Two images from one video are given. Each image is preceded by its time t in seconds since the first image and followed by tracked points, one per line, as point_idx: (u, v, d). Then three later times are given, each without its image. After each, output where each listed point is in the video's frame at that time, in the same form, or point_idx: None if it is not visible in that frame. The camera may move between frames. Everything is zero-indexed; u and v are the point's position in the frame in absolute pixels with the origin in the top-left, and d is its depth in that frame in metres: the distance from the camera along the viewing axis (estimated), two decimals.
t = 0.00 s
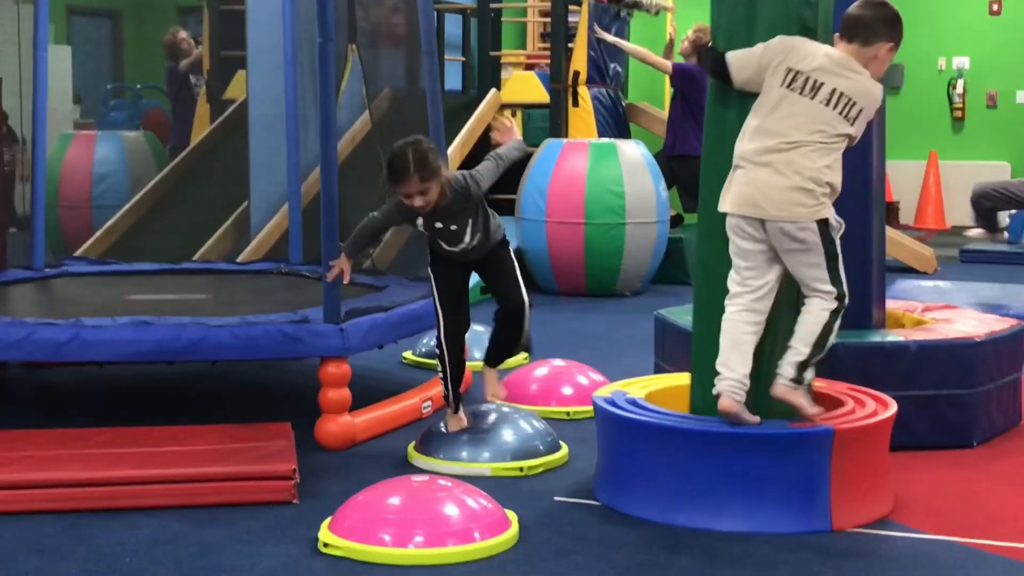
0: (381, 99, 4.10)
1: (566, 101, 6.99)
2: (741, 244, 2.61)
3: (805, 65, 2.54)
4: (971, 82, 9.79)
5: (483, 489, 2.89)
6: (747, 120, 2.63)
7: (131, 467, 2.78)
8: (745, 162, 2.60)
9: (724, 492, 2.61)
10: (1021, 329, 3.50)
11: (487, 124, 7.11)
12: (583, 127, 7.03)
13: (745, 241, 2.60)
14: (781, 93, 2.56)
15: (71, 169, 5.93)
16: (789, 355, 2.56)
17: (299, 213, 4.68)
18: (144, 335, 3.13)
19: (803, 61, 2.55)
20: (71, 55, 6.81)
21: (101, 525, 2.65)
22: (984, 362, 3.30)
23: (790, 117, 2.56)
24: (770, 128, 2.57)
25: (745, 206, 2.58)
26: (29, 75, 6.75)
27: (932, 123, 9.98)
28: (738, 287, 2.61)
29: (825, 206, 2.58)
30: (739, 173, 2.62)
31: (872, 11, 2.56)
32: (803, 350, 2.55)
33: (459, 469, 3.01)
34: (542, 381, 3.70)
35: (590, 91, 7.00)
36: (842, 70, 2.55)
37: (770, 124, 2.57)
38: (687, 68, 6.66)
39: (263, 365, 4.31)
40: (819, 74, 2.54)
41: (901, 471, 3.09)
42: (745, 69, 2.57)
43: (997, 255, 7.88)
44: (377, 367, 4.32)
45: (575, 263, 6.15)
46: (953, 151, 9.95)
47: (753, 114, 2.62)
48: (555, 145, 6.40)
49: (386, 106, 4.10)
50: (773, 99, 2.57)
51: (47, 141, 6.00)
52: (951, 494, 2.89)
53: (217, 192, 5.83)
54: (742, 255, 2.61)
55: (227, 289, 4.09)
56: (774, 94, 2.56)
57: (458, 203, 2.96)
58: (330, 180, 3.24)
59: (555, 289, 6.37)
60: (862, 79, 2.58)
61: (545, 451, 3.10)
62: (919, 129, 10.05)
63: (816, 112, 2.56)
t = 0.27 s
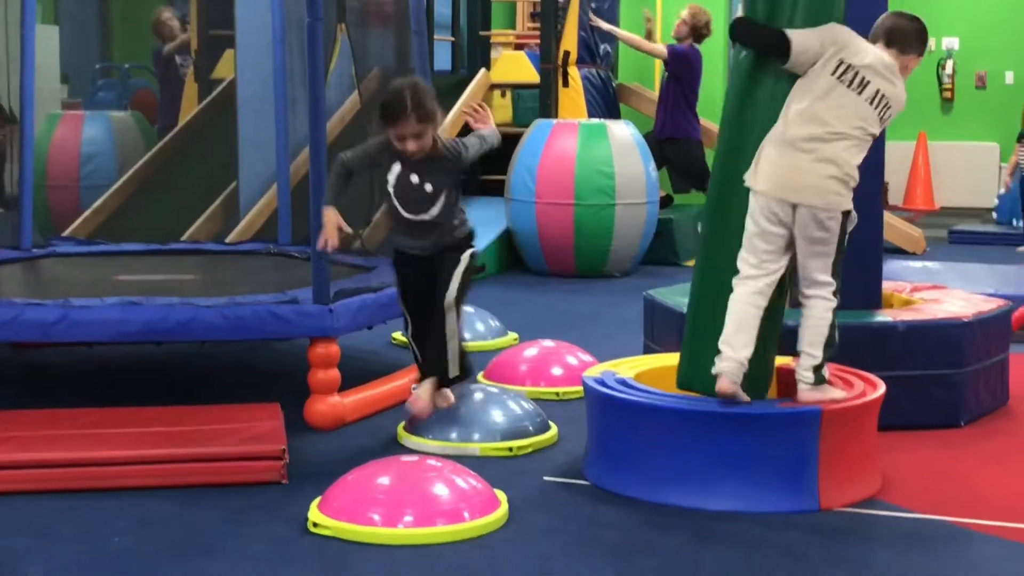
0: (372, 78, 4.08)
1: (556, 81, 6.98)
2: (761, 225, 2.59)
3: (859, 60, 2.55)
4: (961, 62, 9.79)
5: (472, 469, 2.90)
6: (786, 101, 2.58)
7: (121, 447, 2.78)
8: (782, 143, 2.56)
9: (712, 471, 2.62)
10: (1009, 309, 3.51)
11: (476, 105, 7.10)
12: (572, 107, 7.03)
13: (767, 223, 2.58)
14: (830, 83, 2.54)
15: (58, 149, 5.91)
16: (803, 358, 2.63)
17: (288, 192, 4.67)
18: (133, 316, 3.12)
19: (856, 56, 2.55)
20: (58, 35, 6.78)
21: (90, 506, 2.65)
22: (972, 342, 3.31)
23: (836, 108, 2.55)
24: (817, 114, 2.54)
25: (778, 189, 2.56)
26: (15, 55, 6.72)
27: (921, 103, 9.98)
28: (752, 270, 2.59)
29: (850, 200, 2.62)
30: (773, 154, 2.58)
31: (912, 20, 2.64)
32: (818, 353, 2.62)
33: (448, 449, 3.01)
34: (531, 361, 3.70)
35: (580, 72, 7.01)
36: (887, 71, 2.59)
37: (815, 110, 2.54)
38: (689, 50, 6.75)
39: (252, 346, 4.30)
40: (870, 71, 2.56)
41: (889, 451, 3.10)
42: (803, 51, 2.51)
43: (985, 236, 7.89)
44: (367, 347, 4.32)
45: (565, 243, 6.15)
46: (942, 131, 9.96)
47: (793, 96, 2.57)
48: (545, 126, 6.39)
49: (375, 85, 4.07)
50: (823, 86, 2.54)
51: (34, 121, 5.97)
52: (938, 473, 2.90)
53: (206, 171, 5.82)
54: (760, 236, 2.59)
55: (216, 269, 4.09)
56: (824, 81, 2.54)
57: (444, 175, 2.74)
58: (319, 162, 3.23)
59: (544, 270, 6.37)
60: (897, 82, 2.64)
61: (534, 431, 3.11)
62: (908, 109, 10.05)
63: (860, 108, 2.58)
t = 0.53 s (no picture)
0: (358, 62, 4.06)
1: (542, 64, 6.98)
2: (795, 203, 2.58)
3: (867, 30, 2.60)
4: (947, 45, 9.79)
5: (459, 452, 2.91)
6: (803, 79, 2.58)
7: (108, 430, 2.78)
8: (807, 119, 2.56)
9: (699, 454, 2.63)
10: (993, 292, 3.52)
11: (462, 87, 7.10)
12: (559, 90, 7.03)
13: (803, 201, 2.57)
14: (846, 55, 2.57)
15: (44, 132, 5.88)
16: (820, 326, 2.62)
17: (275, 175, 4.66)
18: (120, 299, 3.12)
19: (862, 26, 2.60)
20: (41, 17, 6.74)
21: (78, 488, 2.65)
22: (956, 324, 3.33)
23: (854, 78, 2.59)
24: (839, 87, 2.57)
25: (813, 164, 2.56)
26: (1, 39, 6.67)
27: (907, 86, 9.98)
28: (795, 248, 2.59)
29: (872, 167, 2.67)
30: (800, 130, 2.57)
31: None
32: (824, 326, 2.59)
33: (435, 432, 3.01)
34: (518, 344, 3.70)
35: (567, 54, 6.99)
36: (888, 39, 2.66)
37: (837, 82, 2.57)
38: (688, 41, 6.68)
39: (239, 329, 4.30)
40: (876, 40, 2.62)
41: (874, 432, 3.11)
42: (822, 26, 2.53)
43: (970, 218, 7.91)
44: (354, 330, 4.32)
45: (551, 226, 6.15)
46: (928, 113, 9.98)
47: (806, 72, 2.58)
48: (532, 108, 6.38)
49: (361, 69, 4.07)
50: (840, 59, 2.57)
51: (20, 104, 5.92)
52: (923, 454, 2.92)
53: (192, 154, 5.82)
54: (794, 214, 2.58)
55: (204, 253, 4.08)
56: (841, 54, 2.57)
57: (416, 187, 2.58)
58: (304, 147, 3.22)
59: (531, 253, 6.37)
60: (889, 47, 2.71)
61: (521, 414, 3.11)
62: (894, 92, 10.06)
63: (875, 77, 2.63)
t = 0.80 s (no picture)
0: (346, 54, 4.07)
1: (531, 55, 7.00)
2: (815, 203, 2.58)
3: (883, 37, 2.63)
4: (935, 37, 9.81)
5: (448, 443, 2.91)
6: (834, 77, 2.55)
7: (96, 422, 2.77)
8: (835, 120, 2.56)
9: (687, 444, 2.63)
10: (981, 283, 3.53)
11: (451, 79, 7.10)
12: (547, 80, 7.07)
13: (821, 200, 2.58)
14: (868, 60, 2.60)
15: (32, 123, 5.86)
16: (832, 324, 2.74)
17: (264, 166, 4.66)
18: (108, 290, 3.11)
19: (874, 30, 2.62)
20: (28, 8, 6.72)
21: (66, 480, 2.64)
22: (944, 316, 3.33)
23: (872, 84, 2.62)
24: (864, 91, 2.58)
25: (838, 166, 2.57)
26: None
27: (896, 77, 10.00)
28: (806, 245, 2.59)
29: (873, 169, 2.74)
30: (828, 130, 2.55)
31: None
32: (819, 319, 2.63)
33: (423, 423, 3.01)
34: (507, 336, 3.70)
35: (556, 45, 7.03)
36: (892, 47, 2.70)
37: (861, 86, 2.58)
38: (696, 33, 6.74)
39: (228, 320, 4.30)
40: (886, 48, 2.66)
41: (862, 423, 3.12)
42: (858, 28, 2.52)
43: (958, 210, 7.93)
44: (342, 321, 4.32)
45: (540, 217, 6.15)
46: (917, 104, 10.00)
47: (832, 70, 2.55)
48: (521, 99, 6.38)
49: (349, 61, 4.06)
50: (864, 63, 2.58)
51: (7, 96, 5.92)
52: (911, 445, 2.92)
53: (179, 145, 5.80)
54: (812, 213, 2.58)
55: (192, 244, 4.08)
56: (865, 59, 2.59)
57: (382, 109, 2.50)
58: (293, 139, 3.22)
59: (520, 245, 6.36)
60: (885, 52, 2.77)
61: (510, 405, 3.11)
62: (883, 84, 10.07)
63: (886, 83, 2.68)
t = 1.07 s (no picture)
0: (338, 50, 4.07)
1: (524, 53, 7.00)
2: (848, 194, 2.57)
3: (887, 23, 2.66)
4: (927, 33, 9.82)
5: (440, 440, 2.90)
6: (851, 68, 2.56)
7: (87, 419, 2.77)
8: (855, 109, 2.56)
9: (681, 441, 2.63)
10: (972, 279, 3.54)
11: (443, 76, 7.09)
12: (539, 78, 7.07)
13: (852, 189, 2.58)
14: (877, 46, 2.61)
15: (23, 119, 5.85)
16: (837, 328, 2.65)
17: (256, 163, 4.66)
18: (99, 288, 3.11)
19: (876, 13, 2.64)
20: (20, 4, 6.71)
21: (57, 478, 2.64)
22: (935, 313, 3.34)
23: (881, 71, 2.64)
24: (877, 78, 2.59)
25: (867, 154, 2.58)
26: None
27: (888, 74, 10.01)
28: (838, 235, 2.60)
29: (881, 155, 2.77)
30: (850, 120, 2.56)
31: None
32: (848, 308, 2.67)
33: (415, 420, 3.01)
34: (499, 333, 3.70)
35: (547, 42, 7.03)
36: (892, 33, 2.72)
37: (877, 75, 2.60)
38: (699, 24, 6.74)
39: (219, 318, 4.29)
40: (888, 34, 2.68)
41: (853, 420, 3.12)
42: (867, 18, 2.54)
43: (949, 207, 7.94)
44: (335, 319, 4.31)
45: (533, 214, 6.14)
46: (909, 101, 10.01)
47: (845, 59, 2.56)
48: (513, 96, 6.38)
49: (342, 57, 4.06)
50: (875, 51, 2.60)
51: None
52: (902, 442, 2.93)
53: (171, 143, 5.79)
54: (844, 206, 2.58)
55: (184, 241, 4.07)
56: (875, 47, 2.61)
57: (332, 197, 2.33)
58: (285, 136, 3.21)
59: (513, 241, 6.36)
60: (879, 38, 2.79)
61: (502, 403, 3.11)
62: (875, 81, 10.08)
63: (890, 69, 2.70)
